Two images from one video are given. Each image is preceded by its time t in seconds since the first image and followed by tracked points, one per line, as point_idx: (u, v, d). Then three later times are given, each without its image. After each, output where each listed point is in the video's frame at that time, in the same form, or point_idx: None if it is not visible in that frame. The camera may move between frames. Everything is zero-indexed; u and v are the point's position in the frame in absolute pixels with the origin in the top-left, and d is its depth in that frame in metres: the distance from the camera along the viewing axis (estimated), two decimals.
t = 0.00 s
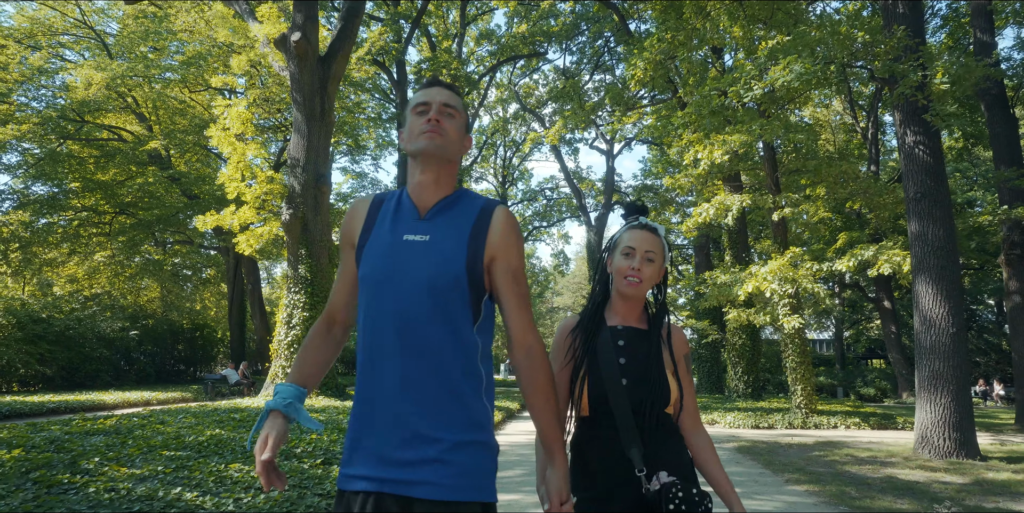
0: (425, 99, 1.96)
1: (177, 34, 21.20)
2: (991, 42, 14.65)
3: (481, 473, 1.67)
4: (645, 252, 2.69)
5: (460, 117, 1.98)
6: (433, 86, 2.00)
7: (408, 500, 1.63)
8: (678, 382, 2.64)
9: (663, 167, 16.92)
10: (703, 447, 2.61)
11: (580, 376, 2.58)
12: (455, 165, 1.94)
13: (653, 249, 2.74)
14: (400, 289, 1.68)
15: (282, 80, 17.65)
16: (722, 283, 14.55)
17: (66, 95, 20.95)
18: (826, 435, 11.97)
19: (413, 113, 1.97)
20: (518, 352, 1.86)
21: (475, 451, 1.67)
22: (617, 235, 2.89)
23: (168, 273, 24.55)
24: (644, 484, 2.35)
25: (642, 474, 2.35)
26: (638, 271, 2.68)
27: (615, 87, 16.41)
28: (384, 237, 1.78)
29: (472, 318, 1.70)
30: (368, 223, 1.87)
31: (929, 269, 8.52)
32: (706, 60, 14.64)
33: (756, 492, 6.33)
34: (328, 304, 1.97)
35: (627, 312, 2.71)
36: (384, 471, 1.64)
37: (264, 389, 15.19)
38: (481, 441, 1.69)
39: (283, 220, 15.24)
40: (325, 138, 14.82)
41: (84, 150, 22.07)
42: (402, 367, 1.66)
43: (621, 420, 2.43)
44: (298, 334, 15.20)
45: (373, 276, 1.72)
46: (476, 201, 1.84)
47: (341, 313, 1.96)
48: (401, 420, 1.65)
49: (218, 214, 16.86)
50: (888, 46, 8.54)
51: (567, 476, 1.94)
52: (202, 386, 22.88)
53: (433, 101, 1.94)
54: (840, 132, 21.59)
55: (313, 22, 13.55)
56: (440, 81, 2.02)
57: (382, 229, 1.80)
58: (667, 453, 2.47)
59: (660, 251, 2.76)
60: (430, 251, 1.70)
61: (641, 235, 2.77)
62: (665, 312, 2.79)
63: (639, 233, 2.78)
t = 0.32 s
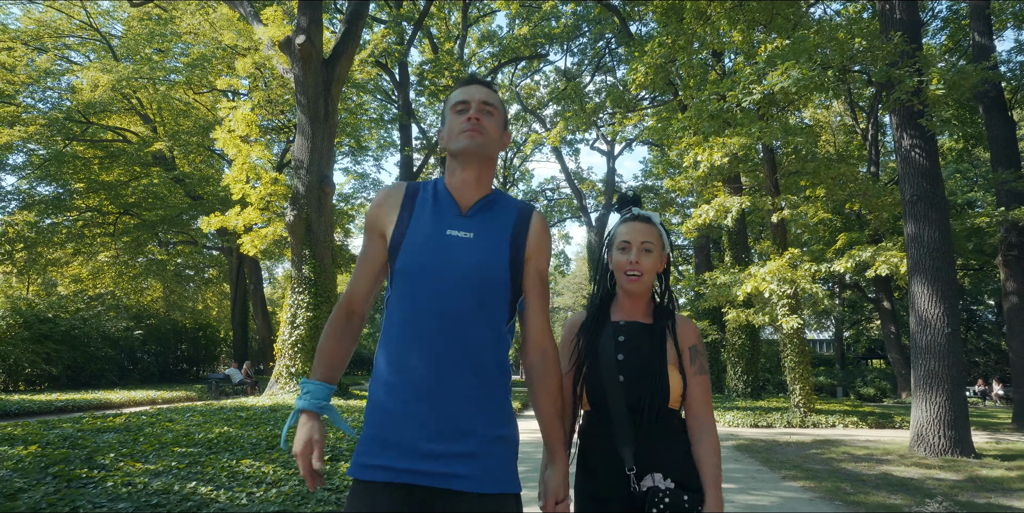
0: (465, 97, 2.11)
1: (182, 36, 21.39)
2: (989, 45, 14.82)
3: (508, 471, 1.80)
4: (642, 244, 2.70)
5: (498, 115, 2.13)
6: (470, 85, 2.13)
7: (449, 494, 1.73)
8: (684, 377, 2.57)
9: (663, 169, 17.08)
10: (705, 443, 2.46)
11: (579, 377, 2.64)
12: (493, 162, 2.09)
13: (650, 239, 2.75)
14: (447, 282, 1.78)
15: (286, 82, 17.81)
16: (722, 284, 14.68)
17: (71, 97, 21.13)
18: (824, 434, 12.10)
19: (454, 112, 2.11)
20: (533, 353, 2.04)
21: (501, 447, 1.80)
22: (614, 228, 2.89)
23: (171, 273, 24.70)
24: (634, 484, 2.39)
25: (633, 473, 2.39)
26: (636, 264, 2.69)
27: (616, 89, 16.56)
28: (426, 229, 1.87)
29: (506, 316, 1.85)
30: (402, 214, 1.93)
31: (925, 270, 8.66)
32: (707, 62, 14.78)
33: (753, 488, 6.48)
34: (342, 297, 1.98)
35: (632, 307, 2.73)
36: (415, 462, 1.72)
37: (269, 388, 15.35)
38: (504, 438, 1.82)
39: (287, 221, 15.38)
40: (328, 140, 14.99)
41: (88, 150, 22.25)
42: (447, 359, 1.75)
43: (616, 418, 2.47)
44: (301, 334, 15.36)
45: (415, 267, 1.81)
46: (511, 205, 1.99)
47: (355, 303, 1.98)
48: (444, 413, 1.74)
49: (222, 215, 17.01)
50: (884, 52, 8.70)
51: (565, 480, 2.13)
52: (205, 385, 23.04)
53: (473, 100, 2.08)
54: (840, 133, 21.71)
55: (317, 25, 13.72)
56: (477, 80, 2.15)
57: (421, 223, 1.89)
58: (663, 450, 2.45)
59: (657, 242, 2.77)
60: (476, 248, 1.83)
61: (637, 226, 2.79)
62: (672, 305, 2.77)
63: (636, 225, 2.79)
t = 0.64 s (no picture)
0: (481, 108, 2.28)
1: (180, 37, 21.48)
2: (978, 49, 15.09)
3: (508, 468, 1.98)
4: (643, 250, 2.59)
5: (513, 124, 2.30)
6: (485, 96, 2.30)
7: (459, 492, 1.86)
8: (694, 386, 2.45)
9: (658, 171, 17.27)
10: (707, 454, 2.31)
11: (590, 389, 2.61)
12: (507, 173, 2.26)
13: (650, 244, 2.64)
14: (473, 286, 1.92)
15: (283, 84, 17.93)
16: (716, 285, 14.83)
17: (69, 98, 21.18)
18: (814, 432, 12.36)
19: (469, 122, 2.28)
20: (526, 355, 2.25)
21: (504, 447, 1.97)
22: (610, 234, 2.76)
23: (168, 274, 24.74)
24: (650, 502, 2.34)
25: (648, 491, 2.34)
26: (639, 272, 2.57)
27: (613, 92, 16.72)
28: (451, 232, 1.99)
29: (512, 320, 2.05)
30: (424, 216, 2.03)
31: (913, 273, 8.85)
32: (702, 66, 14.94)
33: (743, 485, 6.66)
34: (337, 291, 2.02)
35: (638, 315, 2.67)
36: (435, 462, 1.83)
37: (267, 388, 15.48)
38: (506, 438, 1.98)
39: (285, 223, 15.50)
40: (326, 142, 15.10)
41: (85, 151, 22.30)
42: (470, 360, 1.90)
43: (627, 435, 2.40)
44: (300, 335, 15.44)
45: (441, 271, 1.92)
46: (517, 218, 2.21)
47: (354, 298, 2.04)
48: (465, 412, 1.88)
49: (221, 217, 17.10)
50: (875, 59, 8.90)
51: (560, 472, 2.29)
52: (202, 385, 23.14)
53: (492, 110, 2.25)
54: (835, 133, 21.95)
55: (315, 28, 13.83)
56: (493, 90, 2.32)
57: (446, 229, 1.99)
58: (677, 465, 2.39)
59: (657, 248, 2.66)
60: (496, 256, 2.01)
61: (634, 233, 2.66)
62: (678, 309, 2.69)
63: (633, 232, 2.67)
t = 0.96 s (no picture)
0: (468, 122, 2.26)
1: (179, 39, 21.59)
2: (970, 54, 15.30)
3: (501, 475, 2.00)
4: (654, 248, 2.62)
5: (498, 137, 2.28)
6: (473, 110, 2.27)
7: (462, 499, 1.87)
8: (717, 379, 2.55)
9: (653, 173, 17.45)
10: (748, 441, 2.44)
11: (610, 392, 2.56)
12: (492, 187, 2.26)
13: (658, 242, 2.67)
14: (464, 297, 1.93)
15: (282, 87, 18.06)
16: (711, 286, 14.95)
17: (68, 100, 21.30)
18: (808, 432, 12.54)
19: (455, 136, 2.26)
20: (517, 363, 2.31)
21: (496, 457, 1.98)
22: (614, 233, 2.77)
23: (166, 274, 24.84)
24: (682, 502, 2.25)
25: (680, 494, 2.26)
26: (649, 269, 2.59)
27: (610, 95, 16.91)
28: (438, 245, 1.99)
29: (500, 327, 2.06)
30: (411, 228, 2.03)
31: (903, 276, 9.03)
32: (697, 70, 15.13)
33: (736, 484, 6.82)
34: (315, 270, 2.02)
35: (649, 314, 2.67)
36: (434, 473, 1.83)
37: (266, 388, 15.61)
38: (497, 444, 2.00)
39: (285, 225, 15.67)
40: (326, 145, 15.24)
41: (83, 152, 22.40)
42: (464, 370, 1.91)
43: (655, 432, 2.34)
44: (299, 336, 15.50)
45: (432, 281, 1.91)
46: (502, 228, 2.22)
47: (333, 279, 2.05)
48: (460, 421, 1.89)
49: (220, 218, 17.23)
50: (866, 66, 9.08)
51: (566, 471, 2.31)
52: (201, 386, 23.30)
53: (480, 125, 2.23)
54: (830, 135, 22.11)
55: (315, 32, 13.96)
56: (481, 104, 2.29)
57: (432, 241, 2.00)
58: (703, 462, 2.34)
59: (664, 245, 2.69)
60: (485, 267, 2.02)
61: (641, 231, 2.68)
62: (687, 305, 2.71)
63: (639, 229, 2.70)
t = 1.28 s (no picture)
0: (430, 121, 2.22)
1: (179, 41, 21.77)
2: (962, 57, 15.50)
3: (480, 472, 1.95)
4: (659, 248, 2.68)
5: (461, 136, 2.25)
6: (437, 106, 2.24)
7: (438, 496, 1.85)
8: (714, 384, 2.63)
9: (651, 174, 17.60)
10: (734, 443, 2.63)
11: (611, 392, 2.63)
12: (457, 185, 2.21)
13: (664, 244, 2.73)
14: (431, 292, 1.90)
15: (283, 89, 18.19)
16: (708, 287, 15.06)
17: (69, 102, 21.45)
18: (802, 431, 12.72)
19: (418, 135, 2.23)
20: (509, 357, 2.31)
21: (474, 454, 1.94)
22: (621, 234, 2.85)
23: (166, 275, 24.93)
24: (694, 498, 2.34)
25: (693, 490, 2.35)
26: (653, 270, 2.67)
27: (608, 98, 17.06)
28: (407, 245, 1.96)
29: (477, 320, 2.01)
30: (379, 228, 2.02)
31: (894, 278, 9.19)
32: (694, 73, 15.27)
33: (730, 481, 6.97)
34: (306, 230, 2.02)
35: (651, 315, 2.75)
36: (407, 469, 1.82)
37: (267, 389, 15.74)
38: (475, 440, 1.95)
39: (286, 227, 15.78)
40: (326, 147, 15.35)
41: (84, 153, 22.52)
42: (433, 366, 1.88)
43: (662, 433, 2.43)
44: (300, 336, 15.64)
45: (400, 280, 1.89)
46: (476, 222, 2.16)
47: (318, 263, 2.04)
48: (432, 419, 1.87)
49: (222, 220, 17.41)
50: (859, 70, 9.25)
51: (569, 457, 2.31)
52: (202, 386, 23.44)
53: (437, 123, 2.20)
54: (826, 135, 22.26)
55: (315, 35, 14.10)
56: (446, 100, 2.27)
57: (401, 237, 1.99)
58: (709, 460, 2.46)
59: (671, 246, 2.74)
60: (456, 261, 1.98)
61: (651, 231, 2.75)
62: (689, 309, 2.81)
63: (646, 229, 2.76)
